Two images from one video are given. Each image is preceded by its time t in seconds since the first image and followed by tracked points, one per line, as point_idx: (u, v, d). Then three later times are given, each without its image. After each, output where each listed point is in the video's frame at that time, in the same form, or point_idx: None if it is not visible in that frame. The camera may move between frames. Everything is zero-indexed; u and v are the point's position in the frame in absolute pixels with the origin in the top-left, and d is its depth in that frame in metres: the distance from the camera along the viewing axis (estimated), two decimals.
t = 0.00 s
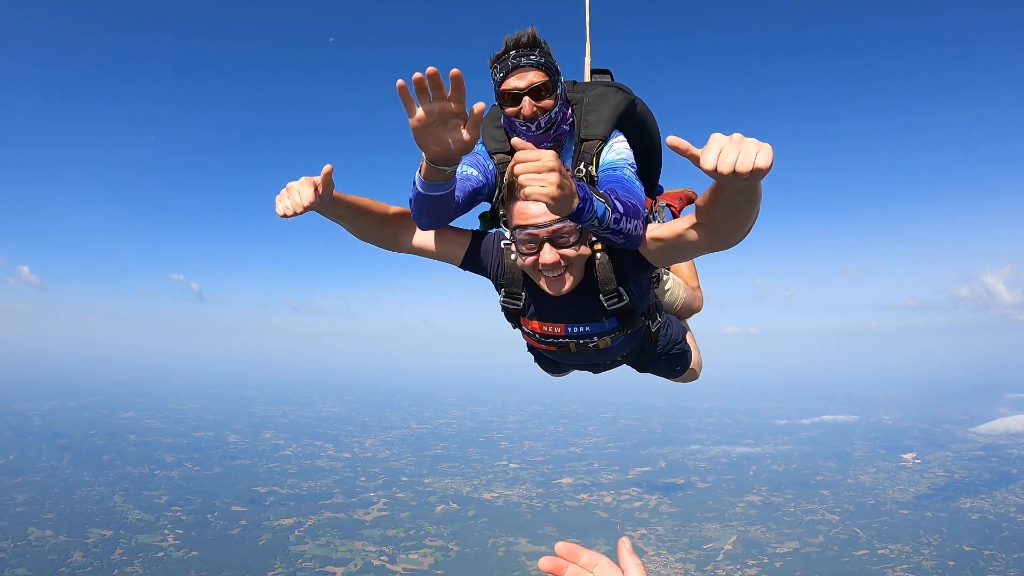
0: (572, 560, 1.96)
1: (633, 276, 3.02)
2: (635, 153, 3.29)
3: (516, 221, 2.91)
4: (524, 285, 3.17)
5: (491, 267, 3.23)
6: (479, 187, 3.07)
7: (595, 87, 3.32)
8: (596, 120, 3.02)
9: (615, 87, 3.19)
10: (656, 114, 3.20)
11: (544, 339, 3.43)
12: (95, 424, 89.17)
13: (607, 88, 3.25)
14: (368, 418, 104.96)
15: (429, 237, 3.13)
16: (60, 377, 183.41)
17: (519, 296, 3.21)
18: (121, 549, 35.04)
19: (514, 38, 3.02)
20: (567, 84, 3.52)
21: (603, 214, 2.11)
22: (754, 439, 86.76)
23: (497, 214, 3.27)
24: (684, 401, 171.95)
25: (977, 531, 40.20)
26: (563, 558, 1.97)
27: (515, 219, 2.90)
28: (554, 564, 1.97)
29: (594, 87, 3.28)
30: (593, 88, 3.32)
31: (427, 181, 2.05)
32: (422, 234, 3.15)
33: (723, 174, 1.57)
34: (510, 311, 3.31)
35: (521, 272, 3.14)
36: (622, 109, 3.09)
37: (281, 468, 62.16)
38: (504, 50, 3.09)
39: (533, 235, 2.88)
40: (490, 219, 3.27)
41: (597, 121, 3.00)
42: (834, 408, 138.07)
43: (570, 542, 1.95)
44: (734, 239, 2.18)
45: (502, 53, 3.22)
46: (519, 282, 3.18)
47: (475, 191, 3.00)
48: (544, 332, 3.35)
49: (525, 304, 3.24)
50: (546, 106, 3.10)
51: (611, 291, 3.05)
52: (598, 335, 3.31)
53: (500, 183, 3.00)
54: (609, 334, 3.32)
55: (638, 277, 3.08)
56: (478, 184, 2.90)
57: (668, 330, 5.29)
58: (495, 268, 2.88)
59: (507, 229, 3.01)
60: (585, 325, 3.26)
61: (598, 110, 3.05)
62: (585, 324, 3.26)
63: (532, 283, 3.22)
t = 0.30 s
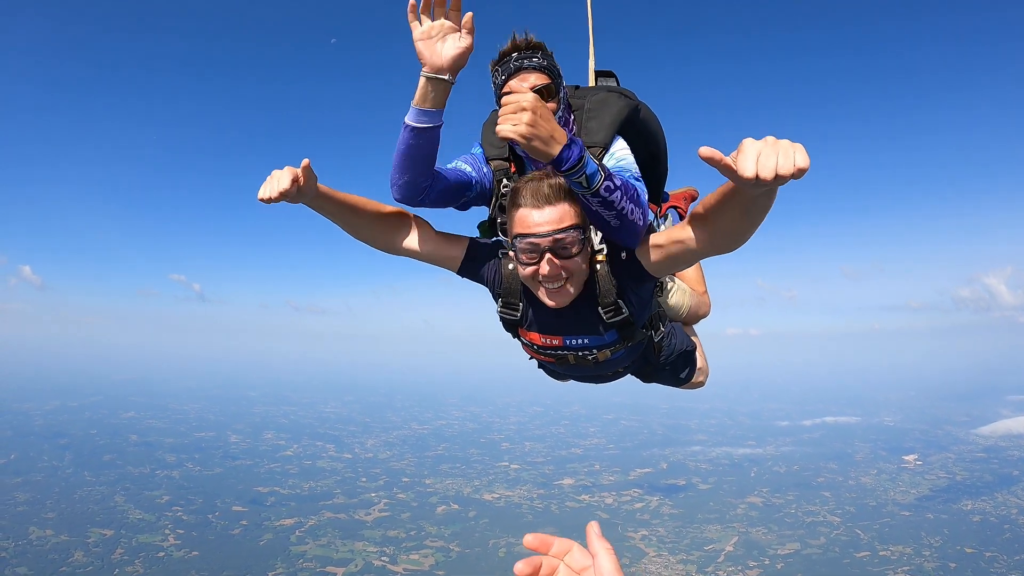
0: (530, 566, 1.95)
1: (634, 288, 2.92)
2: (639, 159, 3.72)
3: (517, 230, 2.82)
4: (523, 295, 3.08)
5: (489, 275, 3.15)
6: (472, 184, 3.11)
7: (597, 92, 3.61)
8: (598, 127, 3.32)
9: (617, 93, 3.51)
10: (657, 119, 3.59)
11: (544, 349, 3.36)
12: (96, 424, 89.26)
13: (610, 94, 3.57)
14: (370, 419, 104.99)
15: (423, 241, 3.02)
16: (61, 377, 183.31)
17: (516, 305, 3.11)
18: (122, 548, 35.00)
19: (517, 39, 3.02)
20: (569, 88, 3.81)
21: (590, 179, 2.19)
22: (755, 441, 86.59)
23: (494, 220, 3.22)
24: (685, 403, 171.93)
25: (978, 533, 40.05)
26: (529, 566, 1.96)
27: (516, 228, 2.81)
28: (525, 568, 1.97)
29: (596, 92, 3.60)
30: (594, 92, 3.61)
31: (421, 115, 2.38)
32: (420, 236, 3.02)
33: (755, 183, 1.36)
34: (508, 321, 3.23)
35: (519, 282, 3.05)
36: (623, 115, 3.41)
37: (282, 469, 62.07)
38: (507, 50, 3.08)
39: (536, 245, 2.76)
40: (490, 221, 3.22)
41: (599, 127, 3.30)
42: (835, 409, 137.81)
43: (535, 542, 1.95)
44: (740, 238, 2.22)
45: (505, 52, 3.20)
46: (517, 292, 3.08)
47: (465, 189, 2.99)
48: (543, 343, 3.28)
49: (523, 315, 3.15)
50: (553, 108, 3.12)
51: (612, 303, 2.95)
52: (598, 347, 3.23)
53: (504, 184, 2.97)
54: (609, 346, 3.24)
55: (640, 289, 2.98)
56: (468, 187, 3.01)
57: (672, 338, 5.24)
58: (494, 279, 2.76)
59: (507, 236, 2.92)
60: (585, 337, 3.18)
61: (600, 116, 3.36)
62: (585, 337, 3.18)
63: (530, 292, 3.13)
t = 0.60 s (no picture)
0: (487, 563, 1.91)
1: (636, 299, 2.79)
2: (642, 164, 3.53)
3: (516, 245, 2.70)
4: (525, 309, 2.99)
5: (491, 282, 3.13)
6: (467, 187, 3.06)
7: (602, 96, 3.39)
8: (602, 133, 3.08)
9: (621, 98, 3.31)
10: (665, 123, 3.36)
11: (547, 359, 3.27)
12: (97, 424, 89.05)
13: (614, 98, 3.35)
14: (371, 419, 104.83)
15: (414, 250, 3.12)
16: (63, 377, 183.22)
17: (519, 315, 3.01)
18: (123, 548, 34.82)
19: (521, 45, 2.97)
20: (573, 93, 3.59)
21: (576, 163, 2.06)
22: (756, 442, 86.40)
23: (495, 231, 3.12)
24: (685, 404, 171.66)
25: (980, 535, 39.76)
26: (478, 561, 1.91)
27: (513, 242, 2.71)
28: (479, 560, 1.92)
29: (600, 96, 3.38)
30: (598, 97, 3.39)
31: (416, 85, 2.57)
32: (411, 243, 3.16)
33: (778, 177, 1.41)
34: (509, 330, 3.19)
35: (521, 292, 2.97)
36: (627, 120, 3.20)
37: (283, 469, 61.84)
38: (512, 56, 3.04)
39: (538, 259, 2.65)
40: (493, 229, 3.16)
41: (603, 134, 3.05)
42: (836, 409, 137.60)
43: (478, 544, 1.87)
44: (748, 248, 2.15)
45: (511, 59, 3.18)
46: (519, 304, 3.00)
47: (460, 185, 2.94)
48: (544, 353, 3.19)
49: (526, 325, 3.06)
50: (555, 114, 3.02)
51: (615, 314, 2.83)
52: (599, 357, 3.13)
53: (505, 194, 2.88)
54: (612, 357, 3.12)
55: (644, 301, 2.86)
56: (454, 191, 2.94)
57: (676, 344, 5.07)
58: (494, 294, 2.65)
59: (509, 251, 2.81)
60: (586, 347, 3.07)
61: (604, 122, 3.13)
62: (585, 346, 3.06)
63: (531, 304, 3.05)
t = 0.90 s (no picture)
0: (484, 536, 2.04)
1: (642, 314, 2.73)
2: (648, 176, 3.29)
3: (517, 261, 2.61)
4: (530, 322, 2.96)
5: (495, 298, 3.17)
6: (465, 192, 2.89)
7: (608, 105, 3.16)
8: (607, 145, 2.87)
9: (628, 108, 3.07)
10: (673, 132, 3.14)
11: (552, 373, 3.26)
12: (98, 424, 88.89)
13: (620, 108, 3.12)
14: (371, 419, 104.61)
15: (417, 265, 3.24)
16: (64, 377, 182.98)
17: (522, 330, 3.06)
18: (123, 548, 34.54)
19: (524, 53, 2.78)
20: (579, 101, 3.35)
21: (563, 165, 1.91)
22: (757, 443, 86.02)
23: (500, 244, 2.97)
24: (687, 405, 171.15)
25: (981, 537, 39.39)
26: (454, 552, 1.96)
27: (514, 256, 2.61)
28: (461, 548, 1.96)
29: (606, 106, 3.16)
30: (605, 106, 3.16)
31: (407, 78, 2.46)
32: (410, 258, 3.24)
33: (813, 173, 1.35)
34: (514, 346, 3.18)
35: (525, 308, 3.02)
36: (634, 131, 2.98)
37: (284, 469, 61.57)
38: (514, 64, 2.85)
39: (541, 275, 2.57)
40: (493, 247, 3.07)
41: (608, 145, 2.84)
42: (837, 411, 137.12)
43: (491, 503, 2.00)
44: (753, 260, 1.99)
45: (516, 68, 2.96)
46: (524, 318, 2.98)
47: (456, 187, 2.79)
48: (549, 367, 3.18)
49: (531, 341, 3.06)
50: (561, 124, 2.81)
51: (620, 328, 2.77)
52: (604, 371, 3.10)
53: (503, 205, 2.72)
54: (617, 370, 3.09)
55: (650, 315, 2.79)
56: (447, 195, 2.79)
57: (685, 356, 4.77)
58: (494, 310, 2.58)
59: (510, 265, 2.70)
60: (592, 361, 3.04)
61: (609, 132, 2.92)
62: (592, 361, 3.04)
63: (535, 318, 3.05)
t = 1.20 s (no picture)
0: (505, 504, 1.86)
1: (649, 323, 2.53)
2: (652, 186, 3.13)
3: (521, 268, 2.51)
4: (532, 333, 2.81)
5: (498, 307, 3.06)
6: (467, 201, 2.77)
7: (613, 115, 2.99)
8: (611, 155, 2.69)
9: (633, 118, 2.92)
10: (679, 141, 3.00)
11: (557, 382, 3.07)
12: (99, 423, 88.88)
13: (626, 117, 2.97)
14: (372, 420, 104.49)
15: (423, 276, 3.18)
16: (64, 376, 182.88)
17: (527, 339, 2.89)
18: (123, 547, 34.38)
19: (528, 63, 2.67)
20: (586, 108, 3.19)
21: (564, 185, 1.71)
22: (758, 445, 85.77)
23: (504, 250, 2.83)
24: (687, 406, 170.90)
25: (982, 538, 39.18)
26: (499, 490, 1.90)
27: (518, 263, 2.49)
28: (492, 498, 1.90)
29: (611, 115, 3.01)
30: (610, 115, 3.00)
31: (398, 91, 2.29)
32: (414, 269, 3.19)
33: (825, 173, 1.27)
34: (520, 355, 2.99)
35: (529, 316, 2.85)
36: (640, 141, 2.81)
37: (285, 469, 61.42)
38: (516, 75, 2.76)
39: (545, 281, 2.43)
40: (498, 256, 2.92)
41: (612, 156, 2.67)
42: (838, 412, 136.87)
43: (519, 465, 1.82)
44: (763, 267, 1.78)
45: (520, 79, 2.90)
46: (524, 329, 2.82)
47: (457, 197, 2.67)
48: (553, 376, 2.97)
49: (534, 351, 2.89)
50: (563, 138, 2.71)
51: (625, 338, 2.59)
52: (610, 381, 2.87)
53: (509, 212, 2.61)
54: (624, 379, 2.87)
55: (656, 324, 2.62)
56: (456, 207, 2.71)
57: (693, 363, 4.47)
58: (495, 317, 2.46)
59: (513, 271, 2.59)
60: (597, 371, 2.83)
61: (614, 142, 2.73)
62: (596, 370, 2.83)
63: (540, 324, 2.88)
